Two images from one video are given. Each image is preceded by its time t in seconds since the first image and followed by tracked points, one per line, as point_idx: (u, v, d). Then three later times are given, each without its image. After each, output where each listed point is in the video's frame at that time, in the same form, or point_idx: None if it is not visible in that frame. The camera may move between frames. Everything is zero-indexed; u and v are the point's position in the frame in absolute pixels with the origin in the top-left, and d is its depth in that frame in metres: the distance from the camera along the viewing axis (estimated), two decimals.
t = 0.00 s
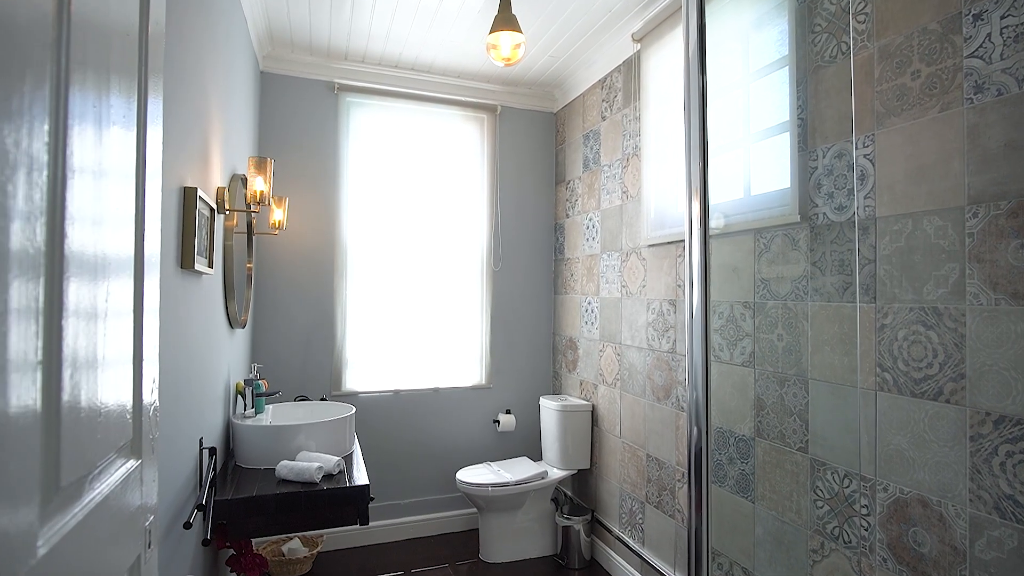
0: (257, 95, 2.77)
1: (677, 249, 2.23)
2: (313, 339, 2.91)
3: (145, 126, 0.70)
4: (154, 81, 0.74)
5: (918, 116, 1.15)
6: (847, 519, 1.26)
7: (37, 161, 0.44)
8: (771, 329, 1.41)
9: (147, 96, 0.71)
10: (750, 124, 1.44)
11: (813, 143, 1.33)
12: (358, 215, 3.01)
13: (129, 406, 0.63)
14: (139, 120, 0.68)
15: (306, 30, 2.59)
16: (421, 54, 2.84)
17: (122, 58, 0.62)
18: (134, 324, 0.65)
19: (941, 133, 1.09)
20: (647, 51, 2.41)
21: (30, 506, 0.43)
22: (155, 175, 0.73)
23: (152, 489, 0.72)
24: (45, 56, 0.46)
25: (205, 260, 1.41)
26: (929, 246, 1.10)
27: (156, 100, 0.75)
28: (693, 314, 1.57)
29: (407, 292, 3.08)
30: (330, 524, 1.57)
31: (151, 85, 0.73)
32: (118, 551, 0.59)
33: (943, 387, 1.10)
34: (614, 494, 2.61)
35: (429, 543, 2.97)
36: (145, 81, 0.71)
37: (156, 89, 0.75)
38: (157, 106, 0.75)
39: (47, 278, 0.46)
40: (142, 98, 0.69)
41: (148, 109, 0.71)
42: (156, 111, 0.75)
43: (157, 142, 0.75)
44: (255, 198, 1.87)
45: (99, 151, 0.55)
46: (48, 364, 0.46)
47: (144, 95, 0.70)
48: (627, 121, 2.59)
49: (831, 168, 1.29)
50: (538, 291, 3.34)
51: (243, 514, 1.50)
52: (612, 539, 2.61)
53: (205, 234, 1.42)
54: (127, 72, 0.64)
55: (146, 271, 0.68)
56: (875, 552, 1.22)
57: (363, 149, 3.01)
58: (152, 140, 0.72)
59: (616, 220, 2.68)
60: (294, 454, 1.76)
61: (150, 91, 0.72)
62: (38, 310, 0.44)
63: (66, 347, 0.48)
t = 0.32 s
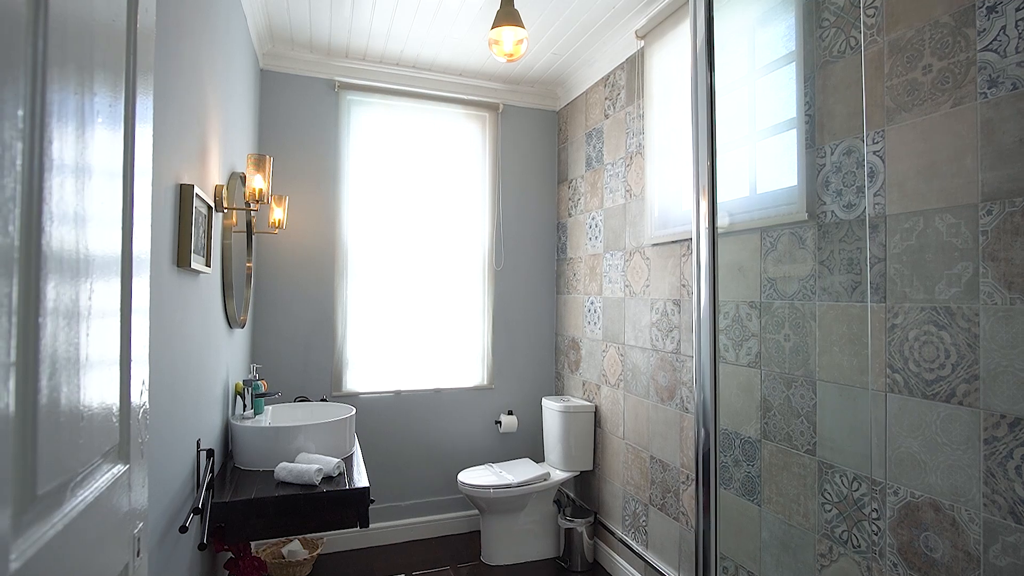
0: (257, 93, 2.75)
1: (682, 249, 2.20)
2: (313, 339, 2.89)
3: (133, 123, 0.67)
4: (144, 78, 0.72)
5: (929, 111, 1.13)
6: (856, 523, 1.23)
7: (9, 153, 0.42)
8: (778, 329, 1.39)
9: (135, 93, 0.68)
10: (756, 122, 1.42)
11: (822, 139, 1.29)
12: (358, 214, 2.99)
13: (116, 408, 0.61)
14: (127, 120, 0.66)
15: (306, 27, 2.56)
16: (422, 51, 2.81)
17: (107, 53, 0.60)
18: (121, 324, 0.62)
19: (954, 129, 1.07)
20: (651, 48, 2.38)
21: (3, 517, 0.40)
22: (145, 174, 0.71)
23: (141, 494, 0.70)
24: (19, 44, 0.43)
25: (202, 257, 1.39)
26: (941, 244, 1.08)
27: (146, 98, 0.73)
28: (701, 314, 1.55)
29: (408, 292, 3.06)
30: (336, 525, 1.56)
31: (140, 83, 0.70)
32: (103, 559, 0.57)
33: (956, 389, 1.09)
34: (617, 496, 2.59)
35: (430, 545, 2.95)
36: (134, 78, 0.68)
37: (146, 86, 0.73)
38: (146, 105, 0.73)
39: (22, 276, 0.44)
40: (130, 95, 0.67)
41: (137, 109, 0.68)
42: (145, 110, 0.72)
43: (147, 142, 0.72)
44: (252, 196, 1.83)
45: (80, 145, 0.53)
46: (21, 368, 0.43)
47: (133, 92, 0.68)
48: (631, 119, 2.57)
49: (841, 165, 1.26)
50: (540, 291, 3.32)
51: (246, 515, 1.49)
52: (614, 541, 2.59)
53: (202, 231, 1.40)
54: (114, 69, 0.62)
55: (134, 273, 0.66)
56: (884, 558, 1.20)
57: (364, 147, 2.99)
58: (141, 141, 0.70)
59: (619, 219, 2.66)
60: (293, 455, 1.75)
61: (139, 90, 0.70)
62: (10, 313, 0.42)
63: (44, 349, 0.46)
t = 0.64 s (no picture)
0: (257, 90, 2.73)
1: (685, 248, 2.18)
2: (314, 338, 2.87)
3: (122, 121, 0.65)
4: (133, 76, 0.70)
5: (941, 107, 1.09)
6: (864, 526, 1.21)
7: None
8: (784, 329, 1.37)
9: (124, 90, 0.66)
10: (762, 119, 1.40)
11: (829, 135, 1.27)
12: (359, 214, 2.97)
13: (102, 408, 0.59)
14: (114, 117, 0.64)
15: (306, 25, 2.55)
16: (423, 49, 2.79)
17: (93, 47, 0.58)
18: (109, 324, 0.61)
19: (967, 125, 1.04)
20: (654, 45, 2.36)
21: None
22: (134, 174, 0.69)
23: (130, 499, 0.67)
24: None
25: (199, 256, 1.37)
26: (953, 242, 1.06)
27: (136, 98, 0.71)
28: (709, 315, 1.53)
29: (409, 291, 3.04)
30: (328, 529, 1.52)
31: (129, 80, 0.68)
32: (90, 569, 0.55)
33: (969, 390, 1.05)
34: (620, 498, 2.56)
35: (431, 547, 2.93)
36: (122, 74, 0.66)
37: (135, 83, 0.70)
38: (135, 102, 0.71)
39: None
40: (117, 91, 0.64)
41: (125, 107, 0.66)
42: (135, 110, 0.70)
43: (136, 141, 0.70)
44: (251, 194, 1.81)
45: (63, 140, 0.51)
46: None
47: (121, 89, 0.66)
48: (634, 116, 2.55)
49: (848, 162, 1.24)
50: (542, 290, 3.30)
51: (242, 518, 1.47)
52: (617, 543, 2.57)
53: (199, 228, 1.38)
54: (100, 64, 0.60)
55: (123, 275, 0.64)
56: (895, 563, 1.17)
57: (364, 146, 2.97)
58: (129, 141, 0.67)
59: (622, 218, 2.64)
60: (292, 458, 1.73)
61: (127, 88, 0.67)
62: None
63: (20, 351, 0.44)
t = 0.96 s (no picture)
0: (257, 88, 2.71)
1: (689, 246, 2.15)
2: (313, 338, 2.85)
3: (108, 118, 0.62)
4: (121, 74, 0.67)
5: (953, 101, 1.07)
6: (874, 531, 1.19)
7: None
8: (791, 328, 1.34)
9: (110, 85, 0.63)
10: (768, 116, 1.38)
11: (836, 131, 1.25)
12: (359, 213, 2.94)
13: (86, 408, 0.57)
14: (100, 113, 0.61)
15: (307, 21, 2.53)
16: (424, 46, 2.77)
17: (76, 40, 0.55)
18: (93, 324, 0.58)
19: (980, 119, 1.02)
20: (658, 42, 2.34)
21: None
22: (122, 173, 0.66)
23: (117, 503, 0.65)
24: None
25: (196, 254, 1.35)
26: (967, 240, 1.03)
27: (125, 94, 0.68)
28: (716, 315, 1.48)
29: (409, 291, 3.02)
30: (329, 532, 1.50)
31: (116, 77, 0.65)
32: None
33: (983, 391, 1.03)
34: (623, 500, 2.54)
35: (431, 549, 2.90)
36: (109, 70, 0.63)
37: (123, 80, 0.68)
38: (124, 100, 0.68)
39: None
40: (104, 85, 0.62)
41: (112, 103, 0.63)
42: (123, 105, 0.68)
43: (124, 141, 0.68)
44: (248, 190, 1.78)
45: (43, 134, 0.48)
46: None
47: (108, 84, 0.63)
48: (637, 114, 2.52)
49: (857, 158, 1.21)
50: (545, 289, 3.28)
51: (241, 520, 1.45)
52: (620, 545, 2.55)
53: (197, 226, 1.36)
54: (84, 57, 0.57)
55: (109, 275, 0.62)
56: (905, 567, 1.14)
57: (364, 145, 2.95)
58: (116, 142, 0.65)
59: (625, 217, 2.62)
60: (292, 459, 1.71)
61: (114, 84, 0.65)
62: None
63: None
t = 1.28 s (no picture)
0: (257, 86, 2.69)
1: (693, 245, 2.13)
2: (314, 338, 2.83)
3: (93, 113, 0.60)
4: (108, 70, 0.65)
5: (964, 97, 1.05)
6: (884, 535, 1.17)
7: None
8: (799, 329, 1.32)
9: (96, 79, 0.61)
10: (774, 113, 1.37)
11: (844, 128, 1.22)
12: (359, 212, 2.92)
13: (68, 410, 0.54)
14: (84, 106, 0.59)
15: (306, 18, 2.50)
16: (424, 44, 2.76)
17: (57, 28, 0.53)
18: (76, 323, 0.56)
19: (994, 114, 0.99)
20: (662, 39, 2.32)
21: None
22: (109, 171, 0.64)
23: (103, 509, 0.63)
24: None
25: (192, 253, 1.33)
26: (980, 237, 1.00)
27: (112, 89, 0.66)
28: (727, 314, 1.49)
29: (410, 291, 3.00)
30: (329, 535, 1.48)
31: (102, 72, 0.63)
32: None
33: (996, 392, 1.00)
34: (626, 502, 2.52)
35: (432, 551, 2.88)
36: (95, 62, 0.61)
37: (110, 76, 0.65)
38: (111, 97, 0.66)
39: None
40: (89, 78, 0.59)
41: (97, 98, 0.61)
42: (110, 100, 0.65)
43: (112, 139, 0.65)
44: (247, 188, 1.76)
45: (18, 126, 0.46)
46: None
47: (94, 77, 0.61)
48: (640, 112, 2.50)
49: (866, 155, 1.18)
50: (547, 289, 3.26)
51: (238, 524, 1.42)
52: (623, 548, 2.52)
53: (192, 223, 1.33)
54: (66, 48, 0.54)
55: (94, 275, 0.59)
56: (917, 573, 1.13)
57: (364, 143, 2.93)
58: (103, 138, 0.62)
59: (628, 216, 2.59)
60: (291, 460, 1.69)
61: (100, 79, 0.62)
62: None
63: None
